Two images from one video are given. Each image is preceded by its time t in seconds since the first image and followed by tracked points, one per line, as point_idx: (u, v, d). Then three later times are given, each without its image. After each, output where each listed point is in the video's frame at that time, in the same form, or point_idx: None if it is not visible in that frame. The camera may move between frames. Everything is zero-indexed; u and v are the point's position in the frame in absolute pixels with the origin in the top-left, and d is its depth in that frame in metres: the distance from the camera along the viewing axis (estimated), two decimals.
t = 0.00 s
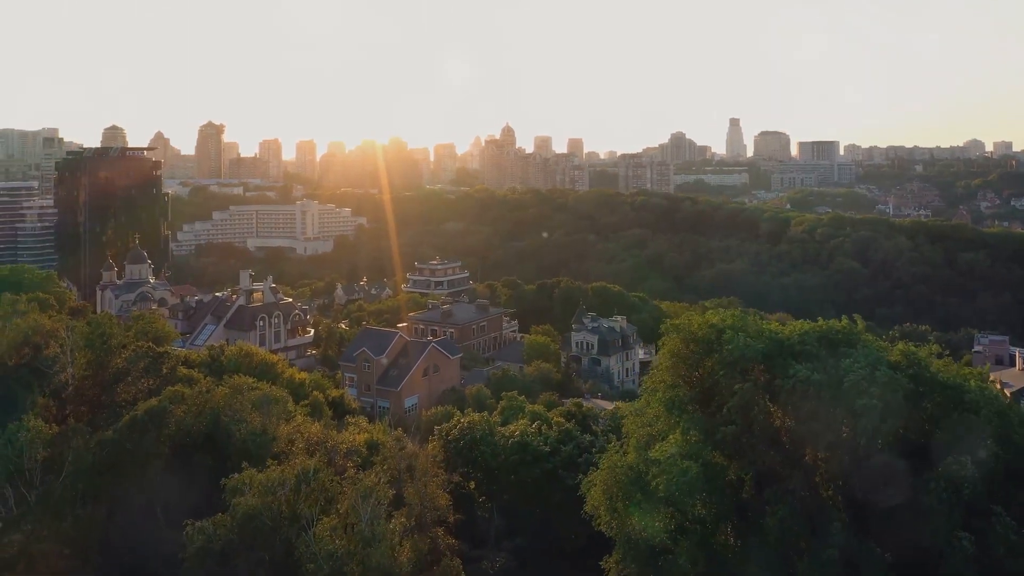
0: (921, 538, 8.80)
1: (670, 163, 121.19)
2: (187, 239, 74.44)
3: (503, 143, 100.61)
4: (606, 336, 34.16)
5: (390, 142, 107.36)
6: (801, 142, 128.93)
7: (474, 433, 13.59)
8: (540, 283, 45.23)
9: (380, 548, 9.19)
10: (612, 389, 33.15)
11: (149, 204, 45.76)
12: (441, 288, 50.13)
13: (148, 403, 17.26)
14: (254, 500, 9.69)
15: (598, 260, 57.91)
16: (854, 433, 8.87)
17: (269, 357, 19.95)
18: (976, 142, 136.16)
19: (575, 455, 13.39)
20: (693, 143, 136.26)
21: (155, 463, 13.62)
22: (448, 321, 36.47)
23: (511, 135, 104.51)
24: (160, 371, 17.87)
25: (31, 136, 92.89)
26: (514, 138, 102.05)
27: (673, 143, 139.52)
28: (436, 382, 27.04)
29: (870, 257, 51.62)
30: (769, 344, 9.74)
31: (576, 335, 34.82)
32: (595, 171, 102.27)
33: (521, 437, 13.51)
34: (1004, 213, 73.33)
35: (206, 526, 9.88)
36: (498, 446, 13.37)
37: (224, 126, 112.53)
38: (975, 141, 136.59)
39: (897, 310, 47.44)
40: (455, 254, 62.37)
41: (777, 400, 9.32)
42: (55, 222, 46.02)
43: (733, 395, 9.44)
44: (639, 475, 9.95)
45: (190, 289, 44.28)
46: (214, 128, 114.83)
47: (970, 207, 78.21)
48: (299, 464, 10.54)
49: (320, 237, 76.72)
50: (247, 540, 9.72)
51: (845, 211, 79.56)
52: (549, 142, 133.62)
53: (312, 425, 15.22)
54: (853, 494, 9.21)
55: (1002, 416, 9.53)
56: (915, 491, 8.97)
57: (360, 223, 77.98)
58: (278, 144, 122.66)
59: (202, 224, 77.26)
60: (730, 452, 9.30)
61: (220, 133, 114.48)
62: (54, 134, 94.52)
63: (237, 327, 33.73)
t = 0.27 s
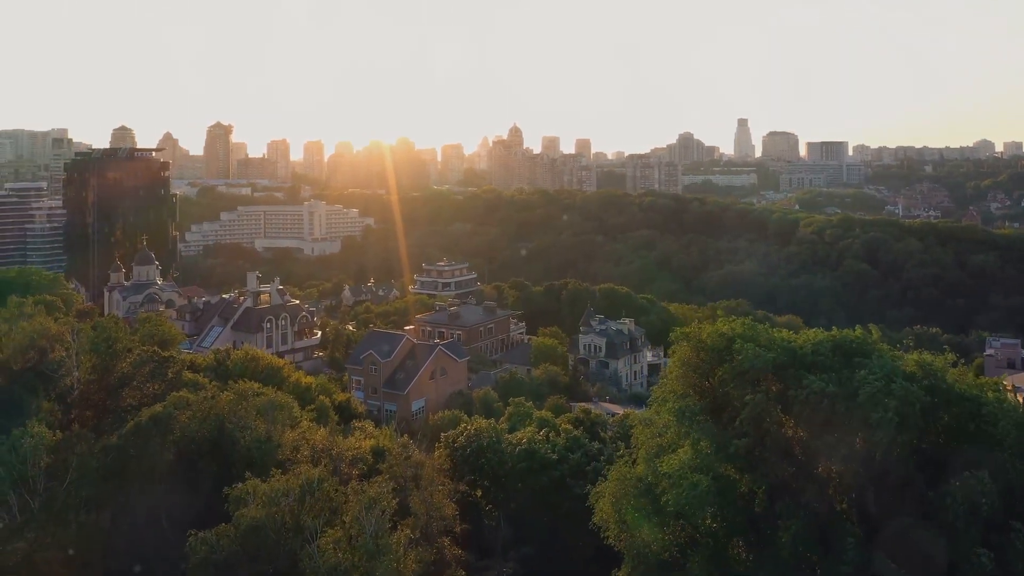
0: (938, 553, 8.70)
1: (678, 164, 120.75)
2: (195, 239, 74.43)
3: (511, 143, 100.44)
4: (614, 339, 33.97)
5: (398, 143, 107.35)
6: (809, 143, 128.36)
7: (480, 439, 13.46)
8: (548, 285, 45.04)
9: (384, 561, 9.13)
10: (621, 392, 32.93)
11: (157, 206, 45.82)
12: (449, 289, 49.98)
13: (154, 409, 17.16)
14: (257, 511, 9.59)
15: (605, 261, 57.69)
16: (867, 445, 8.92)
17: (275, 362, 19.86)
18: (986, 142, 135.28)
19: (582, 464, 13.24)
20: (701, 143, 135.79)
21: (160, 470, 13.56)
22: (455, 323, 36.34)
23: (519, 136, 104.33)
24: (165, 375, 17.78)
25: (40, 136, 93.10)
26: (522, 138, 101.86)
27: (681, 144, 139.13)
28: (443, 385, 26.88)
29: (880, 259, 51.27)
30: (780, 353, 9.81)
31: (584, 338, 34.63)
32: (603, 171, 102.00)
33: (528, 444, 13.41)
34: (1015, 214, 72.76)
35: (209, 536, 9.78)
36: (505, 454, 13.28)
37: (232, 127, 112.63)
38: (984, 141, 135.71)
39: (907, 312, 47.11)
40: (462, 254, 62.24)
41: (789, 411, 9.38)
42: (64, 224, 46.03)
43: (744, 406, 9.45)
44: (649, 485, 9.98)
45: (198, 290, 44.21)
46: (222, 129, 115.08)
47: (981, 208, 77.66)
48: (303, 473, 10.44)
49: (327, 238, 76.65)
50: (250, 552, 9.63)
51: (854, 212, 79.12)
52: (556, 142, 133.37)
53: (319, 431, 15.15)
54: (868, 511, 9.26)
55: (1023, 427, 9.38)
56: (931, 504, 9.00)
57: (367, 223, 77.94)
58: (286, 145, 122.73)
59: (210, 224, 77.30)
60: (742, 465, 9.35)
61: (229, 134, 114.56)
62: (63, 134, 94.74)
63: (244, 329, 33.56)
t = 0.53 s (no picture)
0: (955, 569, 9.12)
1: (686, 165, 120.35)
2: (203, 240, 74.48)
3: (519, 144, 100.29)
4: (622, 342, 33.84)
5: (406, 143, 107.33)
6: (818, 143, 127.75)
7: (486, 447, 13.33)
8: (556, 286, 44.84)
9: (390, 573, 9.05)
10: (629, 396, 32.76)
11: (166, 206, 45.76)
12: (456, 290, 49.84)
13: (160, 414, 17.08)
14: (261, 521, 9.51)
15: (614, 263, 57.48)
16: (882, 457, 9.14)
17: (282, 366, 19.80)
18: (996, 142, 134.36)
19: (591, 472, 13.11)
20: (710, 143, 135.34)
21: (164, 477, 13.46)
22: (463, 325, 36.19)
23: (527, 136, 104.21)
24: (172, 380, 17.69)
25: (50, 137, 93.33)
26: (530, 139, 101.69)
27: (689, 144, 138.68)
28: (451, 389, 26.76)
29: (890, 260, 50.98)
30: (791, 364, 9.87)
31: (592, 340, 34.44)
32: (611, 171, 101.79)
33: (535, 452, 13.32)
34: None
35: (213, 547, 9.71)
36: (513, 462, 13.18)
37: (240, 127, 112.77)
38: (995, 141, 134.78)
39: (917, 314, 46.83)
40: (469, 255, 62.09)
41: (803, 423, 9.44)
42: (72, 225, 46.07)
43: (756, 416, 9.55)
44: (661, 499, 10.01)
45: (206, 291, 44.17)
46: (230, 130, 115.20)
47: (991, 208, 77.11)
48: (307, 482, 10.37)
49: (335, 238, 76.63)
50: (255, 563, 9.54)
51: (863, 213, 78.70)
52: (564, 142, 133.07)
53: (325, 437, 15.09)
54: (885, 524, 9.56)
55: None
56: (948, 519, 9.30)
57: (375, 224, 77.89)
58: (294, 145, 122.72)
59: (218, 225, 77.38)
60: (755, 479, 9.29)
61: (237, 134, 114.71)
62: (72, 135, 94.98)
63: (251, 331, 33.48)
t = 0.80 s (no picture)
0: None
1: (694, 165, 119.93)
2: (212, 240, 74.43)
3: (527, 144, 100.11)
4: (630, 343, 33.54)
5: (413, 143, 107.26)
6: (827, 143, 127.13)
7: (494, 456, 13.18)
8: (564, 288, 44.60)
9: None
10: (638, 399, 32.52)
11: (174, 207, 45.75)
12: (464, 292, 49.64)
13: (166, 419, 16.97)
14: (264, 534, 9.39)
15: (622, 264, 57.23)
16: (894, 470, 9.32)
17: (289, 369, 19.70)
18: (1007, 143, 133.42)
19: (599, 481, 12.98)
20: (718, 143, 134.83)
21: (169, 483, 13.44)
22: (471, 327, 36.01)
23: (535, 137, 103.97)
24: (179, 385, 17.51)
25: (59, 137, 93.49)
26: (538, 139, 101.49)
27: (697, 145, 138.24)
28: (458, 392, 26.59)
29: (900, 262, 50.61)
30: (804, 373, 10.05)
31: (601, 342, 34.26)
32: (620, 172, 101.45)
33: (543, 461, 13.24)
34: None
35: (216, 558, 9.59)
36: (521, 471, 13.05)
37: (248, 127, 112.85)
38: (1006, 142, 133.84)
39: (927, 317, 46.45)
40: (477, 256, 61.90)
41: (816, 433, 9.53)
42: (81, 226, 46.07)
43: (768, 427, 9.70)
44: (670, 510, 10.10)
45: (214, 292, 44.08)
46: (238, 130, 115.29)
47: (1002, 209, 76.52)
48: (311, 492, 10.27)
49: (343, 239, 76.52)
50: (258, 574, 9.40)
51: (873, 214, 78.22)
52: (572, 143, 132.76)
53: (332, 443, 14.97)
54: (903, 540, 9.82)
55: None
56: (966, 535, 9.52)
57: (383, 225, 77.79)
58: (302, 145, 122.69)
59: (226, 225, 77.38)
60: (770, 493, 9.43)
61: (245, 134, 114.76)
62: (81, 135, 95.13)
63: (258, 333, 33.35)
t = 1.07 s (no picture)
0: None
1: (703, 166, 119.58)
2: (220, 240, 74.48)
3: (535, 144, 100.03)
4: (639, 346, 33.32)
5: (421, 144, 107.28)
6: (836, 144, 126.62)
7: (500, 463, 13.02)
8: (572, 289, 44.39)
9: None
10: (646, 402, 32.32)
11: (182, 207, 45.76)
12: (472, 293, 49.46)
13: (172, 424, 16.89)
14: (268, 544, 9.28)
15: (630, 265, 57.01)
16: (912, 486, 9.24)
17: (295, 373, 19.65)
18: (1018, 143, 132.64)
19: (606, 489, 12.88)
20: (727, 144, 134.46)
21: (173, 489, 13.37)
22: (479, 329, 35.86)
23: (543, 137, 103.84)
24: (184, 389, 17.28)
25: (69, 138, 93.81)
26: (546, 139, 101.38)
27: (705, 145, 137.89)
28: (465, 395, 26.44)
29: (910, 263, 50.24)
30: (816, 387, 10.17)
31: (609, 345, 34.06)
32: (628, 172, 101.17)
33: (550, 468, 13.15)
34: None
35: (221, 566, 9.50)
36: (528, 478, 12.91)
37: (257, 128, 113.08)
38: (1017, 142, 133.06)
39: (938, 318, 46.04)
40: (485, 256, 61.78)
41: (831, 448, 9.70)
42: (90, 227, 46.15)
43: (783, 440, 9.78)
44: (680, 522, 10.27)
45: (221, 293, 44.07)
46: (247, 130, 115.50)
47: (1013, 210, 75.99)
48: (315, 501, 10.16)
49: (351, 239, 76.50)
50: None
51: (882, 214, 77.79)
52: (580, 143, 132.59)
53: (338, 449, 14.84)
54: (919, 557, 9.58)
55: None
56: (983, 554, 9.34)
57: (391, 225, 77.76)
58: (310, 145, 122.80)
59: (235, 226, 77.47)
60: (783, 507, 9.52)
61: (254, 135, 115.01)
62: (91, 136, 95.46)
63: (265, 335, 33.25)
